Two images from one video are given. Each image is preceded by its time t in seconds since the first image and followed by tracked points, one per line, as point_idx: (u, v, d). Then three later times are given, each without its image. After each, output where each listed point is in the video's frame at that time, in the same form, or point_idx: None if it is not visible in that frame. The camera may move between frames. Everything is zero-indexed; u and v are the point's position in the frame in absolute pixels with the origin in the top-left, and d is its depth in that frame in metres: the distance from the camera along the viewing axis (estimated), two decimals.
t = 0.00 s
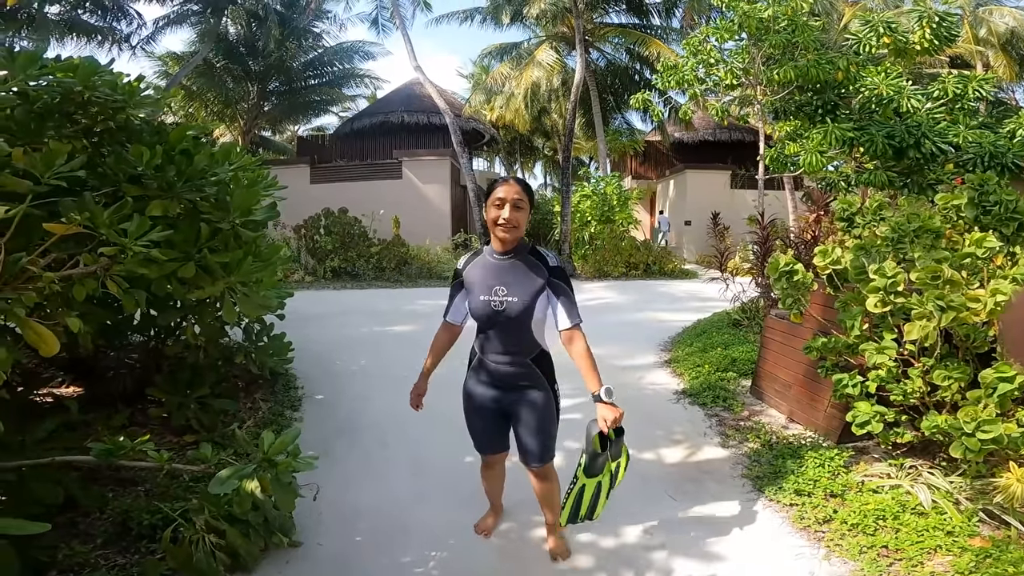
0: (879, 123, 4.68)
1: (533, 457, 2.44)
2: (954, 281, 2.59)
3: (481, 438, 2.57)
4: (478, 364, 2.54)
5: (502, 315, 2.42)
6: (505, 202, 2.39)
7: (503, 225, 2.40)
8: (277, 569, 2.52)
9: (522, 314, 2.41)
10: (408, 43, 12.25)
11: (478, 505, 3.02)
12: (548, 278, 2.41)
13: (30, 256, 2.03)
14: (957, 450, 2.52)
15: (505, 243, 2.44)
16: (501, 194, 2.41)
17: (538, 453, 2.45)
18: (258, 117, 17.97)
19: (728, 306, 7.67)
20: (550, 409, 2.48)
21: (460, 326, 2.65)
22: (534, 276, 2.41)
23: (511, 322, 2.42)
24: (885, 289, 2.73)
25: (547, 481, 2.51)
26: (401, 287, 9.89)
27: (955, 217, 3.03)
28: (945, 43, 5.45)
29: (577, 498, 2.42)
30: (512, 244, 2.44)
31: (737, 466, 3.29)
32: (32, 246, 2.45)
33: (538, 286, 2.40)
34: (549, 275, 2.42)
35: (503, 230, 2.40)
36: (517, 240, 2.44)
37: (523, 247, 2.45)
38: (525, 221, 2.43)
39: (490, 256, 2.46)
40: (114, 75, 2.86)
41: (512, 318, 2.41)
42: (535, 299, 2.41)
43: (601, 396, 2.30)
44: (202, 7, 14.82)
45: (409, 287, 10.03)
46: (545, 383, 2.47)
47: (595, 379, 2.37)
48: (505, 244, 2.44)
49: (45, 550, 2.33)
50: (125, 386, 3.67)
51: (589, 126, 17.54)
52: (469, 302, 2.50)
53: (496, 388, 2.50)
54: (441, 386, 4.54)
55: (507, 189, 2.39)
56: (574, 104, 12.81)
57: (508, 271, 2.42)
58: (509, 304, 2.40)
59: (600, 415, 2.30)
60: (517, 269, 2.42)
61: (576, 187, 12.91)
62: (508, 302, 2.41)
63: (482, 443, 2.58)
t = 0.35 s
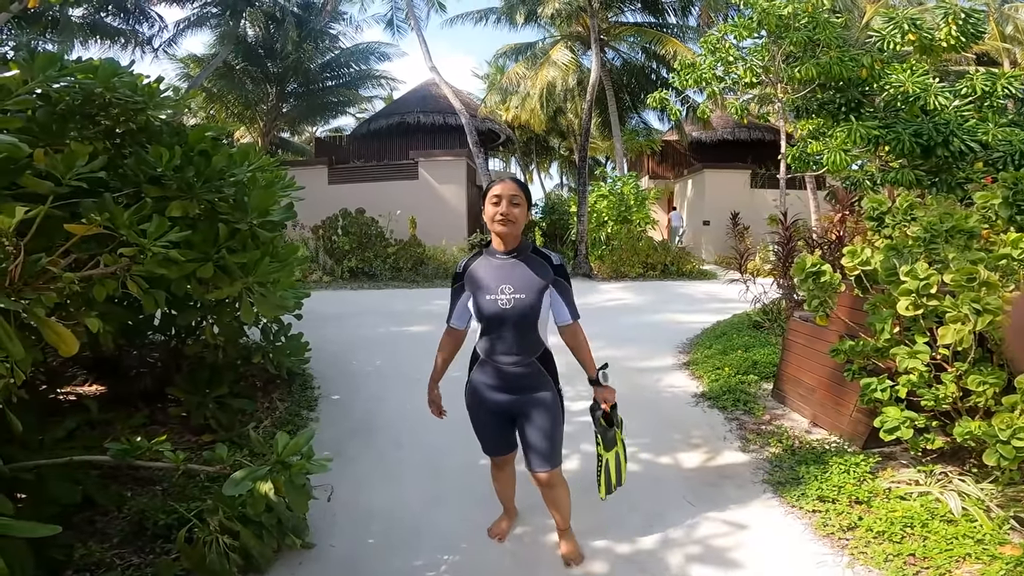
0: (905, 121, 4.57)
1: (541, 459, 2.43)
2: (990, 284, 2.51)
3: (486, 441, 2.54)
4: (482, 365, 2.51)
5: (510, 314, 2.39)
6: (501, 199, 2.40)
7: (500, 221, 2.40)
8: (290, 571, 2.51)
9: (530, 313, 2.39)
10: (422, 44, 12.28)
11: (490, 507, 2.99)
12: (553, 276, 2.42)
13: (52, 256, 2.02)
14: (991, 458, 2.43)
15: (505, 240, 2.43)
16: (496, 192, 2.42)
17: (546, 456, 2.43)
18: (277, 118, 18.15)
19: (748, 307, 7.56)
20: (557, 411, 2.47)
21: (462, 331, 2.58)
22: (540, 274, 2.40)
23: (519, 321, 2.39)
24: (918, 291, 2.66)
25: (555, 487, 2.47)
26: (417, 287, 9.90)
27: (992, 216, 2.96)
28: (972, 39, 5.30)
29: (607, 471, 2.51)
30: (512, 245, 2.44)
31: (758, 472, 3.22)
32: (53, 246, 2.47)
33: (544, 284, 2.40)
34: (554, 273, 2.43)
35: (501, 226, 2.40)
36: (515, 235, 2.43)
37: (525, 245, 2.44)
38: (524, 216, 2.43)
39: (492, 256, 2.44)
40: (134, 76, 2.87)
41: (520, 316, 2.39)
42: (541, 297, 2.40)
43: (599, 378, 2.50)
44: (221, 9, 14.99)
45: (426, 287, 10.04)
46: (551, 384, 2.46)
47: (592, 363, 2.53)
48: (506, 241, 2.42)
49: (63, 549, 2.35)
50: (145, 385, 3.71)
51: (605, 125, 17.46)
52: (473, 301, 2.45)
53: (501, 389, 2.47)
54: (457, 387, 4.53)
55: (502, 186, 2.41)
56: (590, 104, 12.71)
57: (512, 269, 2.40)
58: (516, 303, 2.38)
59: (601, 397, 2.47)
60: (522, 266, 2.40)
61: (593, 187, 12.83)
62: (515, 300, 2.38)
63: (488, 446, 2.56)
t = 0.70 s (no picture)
0: (914, 119, 4.53)
1: (555, 466, 2.38)
2: (1003, 283, 2.47)
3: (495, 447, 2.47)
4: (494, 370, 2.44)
5: (528, 318, 2.34)
6: (512, 199, 2.34)
7: (514, 221, 2.33)
8: (291, 572, 2.49)
9: (547, 316, 2.36)
10: (426, 43, 12.27)
11: (494, 509, 2.96)
12: (569, 278, 2.44)
13: (53, 256, 2.00)
14: (1003, 459, 2.40)
15: (518, 242, 2.38)
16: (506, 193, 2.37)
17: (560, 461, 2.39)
18: (281, 119, 18.02)
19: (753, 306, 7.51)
20: (571, 415, 2.45)
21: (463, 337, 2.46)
22: (556, 277, 2.38)
23: (537, 325, 2.36)
24: (930, 291, 2.63)
25: (565, 491, 2.43)
26: (421, 287, 9.89)
27: (1004, 215, 2.93)
28: (979, 37, 5.25)
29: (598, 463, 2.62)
30: (523, 248, 2.38)
31: (764, 473, 3.19)
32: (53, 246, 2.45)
33: (561, 286, 2.39)
34: (568, 275, 2.44)
35: (515, 227, 2.34)
36: (528, 236, 2.37)
37: (538, 247, 2.40)
38: (536, 217, 2.37)
39: (504, 257, 2.38)
40: (136, 76, 2.86)
41: (538, 320, 2.35)
42: (559, 299, 2.38)
43: (615, 376, 2.58)
44: (225, 10, 15.01)
45: (430, 286, 10.02)
46: (564, 387, 2.46)
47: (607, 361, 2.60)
48: (520, 242, 2.37)
49: (64, 550, 2.36)
50: (148, 385, 3.70)
51: (609, 124, 17.40)
52: (487, 305, 2.37)
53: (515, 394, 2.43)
54: (461, 387, 4.51)
55: (513, 187, 2.35)
56: (594, 103, 12.66)
57: (529, 271, 2.36)
58: (535, 305, 2.34)
59: (618, 395, 2.56)
60: (539, 268, 2.37)
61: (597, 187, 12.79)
62: (534, 303, 2.34)
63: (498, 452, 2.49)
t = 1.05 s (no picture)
0: (910, 117, 4.52)
1: (570, 472, 2.36)
2: (1001, 281, 2.43)
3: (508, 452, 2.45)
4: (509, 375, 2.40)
5: (545, 322, 2.28)
6: (531, 187, 2.27)
7: (530, 213, 2.27)
8: (282, 573, 2.47)
9: (565, 319, 2.29)
10: (422, 41, 12.24)
11: (491, 509, 2.95)
12: (589, 278, 2.35)
13: (40, 254, 1.96)
14: (1000, 459, 2.39)
15: (535, 235, 2.32)
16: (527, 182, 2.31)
17: (574, 468, 2.37)
18: (277, 117, 18.08)
19: (750, 305, 7.49)
20: (589, 421, 2.40)
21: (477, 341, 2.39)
22: (575, 278, 2.31)
23: (554, 330, 2.30)
24: (926, 289, 2.61)
25: (569, 496, 2.40)
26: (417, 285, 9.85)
27: (1000, 213, 2.92)
28: (975, 35, 5.23)
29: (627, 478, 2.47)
30: (540, 242, 2.33)
31: (760, 472, 3.18)
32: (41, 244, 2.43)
33: (580, 287, 2.31)
34: (590, 275, 2.36)
35: (532, 218, 2.27)
36: (546, 229, 2.30)
37: (556, 245, 2.35)
38: (556, 210, 2.30)
39: (520, 255, 2.34)
40: (127, 73, 2.83)
41: (555, 323, 2.28)
42: (577, 302, 2.31)
43: (638, 383, 2.52)
44: (220, 7, 14.94)
45: (426, 285, 9.98)
46: (584, 393, 2.39)
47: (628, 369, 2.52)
48: (537, 237, 2.32)
49: (53, 550, 2.33)
50: (141, 384, 3.67)
51: (606, 122, 17.38)
52: (501, 308, 2.31)
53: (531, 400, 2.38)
54: (458, 385, 4.49)
55: (536, 176, 2.29)
56: (591, 101, 12.63)
57: (545, 271, 2.31)
58: (552, 308, 2.27)
59: (639, 403, 2.50)
60: (556, 268, 2.31)
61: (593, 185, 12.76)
62: (551, 306, 2.27)
63: (511, 456, 2.48)
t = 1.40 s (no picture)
0: (905, 115, 4.54)
1: (578, 482, 2.28)
2: (996, 279, 2.44)
3: (519, 459, 2.40)
4: (524, 380, 2.35)
5: (557, 326, 2.19)
6: (531, 194, 2.17)
7: (533, 220, 2.19)
8: None
9: (578, 324, 2.19)
10: (418, 42, 12.23)
11: (490, 511, 2.94)
12: (607, 279, 2.22)
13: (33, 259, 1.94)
14: (998, 459, 2.38)
15: (546, 240, 2.24)
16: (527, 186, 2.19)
17: (582, 480, 2.29)
18: (273, 119, 18.01)
19: (747, 304, 7.49)
20: (603, 433, 2.29)
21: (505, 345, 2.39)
22: (592, 280, 2.20)
23: (567, 334, 2.20)
24: (922, 287, 2.60)
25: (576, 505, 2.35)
26: (414, 287, 9.86)
27: (993, 211, 2.92)
28: (969, 33, 5.23)
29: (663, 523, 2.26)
30: (552, 245, 2.25)
31: (757, 472, 3.17)
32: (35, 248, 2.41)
33: (595, 290, 2.19)
34: (608, 276, 2.22)
35: (537, 226, 2.20)
36: (554, 232, 2.22)
37: (572, 244, 2.25)
38: (561, 211, 2.19)
39: (536, 256, 2.27)
40: (120, 76, 2.82)
41: (566, 328, 2.19)
42: (592, 306, 2.19)
43: (676, 403, 2.20)
44: (215, 10, 14.93)
45: (423, 286, 9.99)
46: (599, 402, 2.28)
47: (667, 385, 2.22)
48: (550, 240, 2.24)
49: (48, 553, 2.32)
50: (136, 387, 3.65)
51: (603, 123, 17.40)
52: (514, 310, 2.26)
53: (543, 407, 2.30)
54: (454, 387, 4.47)
55: (536, 179, 2.17)
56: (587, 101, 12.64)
57: (559, 273, 2.22)
58: (563, 312, 2.18)
59: (673, 425, 2.20)
60: (570, 269, 2.22)
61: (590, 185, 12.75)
62: (563, 309, 2.19)
63: (524, 465, 2.41)
